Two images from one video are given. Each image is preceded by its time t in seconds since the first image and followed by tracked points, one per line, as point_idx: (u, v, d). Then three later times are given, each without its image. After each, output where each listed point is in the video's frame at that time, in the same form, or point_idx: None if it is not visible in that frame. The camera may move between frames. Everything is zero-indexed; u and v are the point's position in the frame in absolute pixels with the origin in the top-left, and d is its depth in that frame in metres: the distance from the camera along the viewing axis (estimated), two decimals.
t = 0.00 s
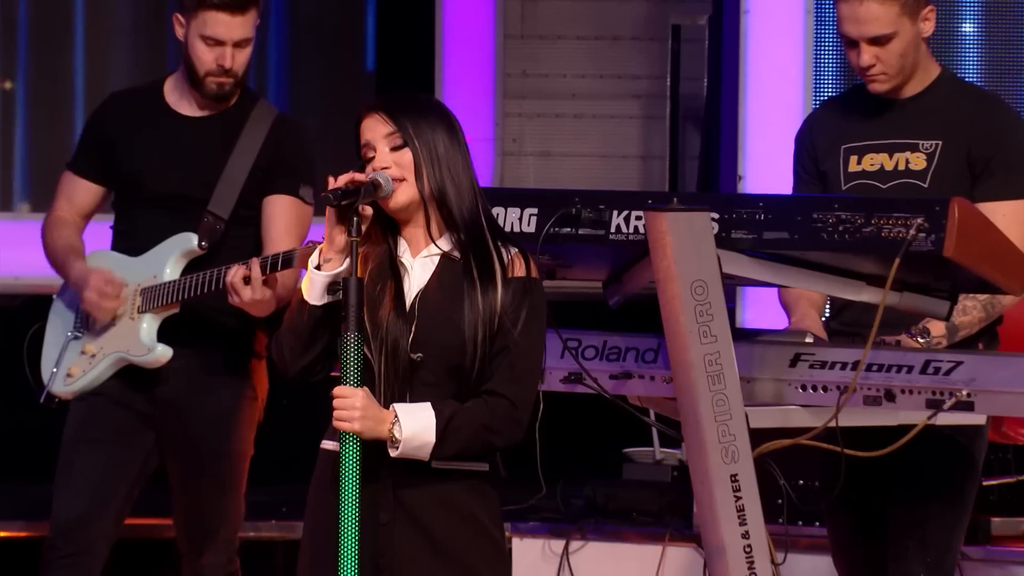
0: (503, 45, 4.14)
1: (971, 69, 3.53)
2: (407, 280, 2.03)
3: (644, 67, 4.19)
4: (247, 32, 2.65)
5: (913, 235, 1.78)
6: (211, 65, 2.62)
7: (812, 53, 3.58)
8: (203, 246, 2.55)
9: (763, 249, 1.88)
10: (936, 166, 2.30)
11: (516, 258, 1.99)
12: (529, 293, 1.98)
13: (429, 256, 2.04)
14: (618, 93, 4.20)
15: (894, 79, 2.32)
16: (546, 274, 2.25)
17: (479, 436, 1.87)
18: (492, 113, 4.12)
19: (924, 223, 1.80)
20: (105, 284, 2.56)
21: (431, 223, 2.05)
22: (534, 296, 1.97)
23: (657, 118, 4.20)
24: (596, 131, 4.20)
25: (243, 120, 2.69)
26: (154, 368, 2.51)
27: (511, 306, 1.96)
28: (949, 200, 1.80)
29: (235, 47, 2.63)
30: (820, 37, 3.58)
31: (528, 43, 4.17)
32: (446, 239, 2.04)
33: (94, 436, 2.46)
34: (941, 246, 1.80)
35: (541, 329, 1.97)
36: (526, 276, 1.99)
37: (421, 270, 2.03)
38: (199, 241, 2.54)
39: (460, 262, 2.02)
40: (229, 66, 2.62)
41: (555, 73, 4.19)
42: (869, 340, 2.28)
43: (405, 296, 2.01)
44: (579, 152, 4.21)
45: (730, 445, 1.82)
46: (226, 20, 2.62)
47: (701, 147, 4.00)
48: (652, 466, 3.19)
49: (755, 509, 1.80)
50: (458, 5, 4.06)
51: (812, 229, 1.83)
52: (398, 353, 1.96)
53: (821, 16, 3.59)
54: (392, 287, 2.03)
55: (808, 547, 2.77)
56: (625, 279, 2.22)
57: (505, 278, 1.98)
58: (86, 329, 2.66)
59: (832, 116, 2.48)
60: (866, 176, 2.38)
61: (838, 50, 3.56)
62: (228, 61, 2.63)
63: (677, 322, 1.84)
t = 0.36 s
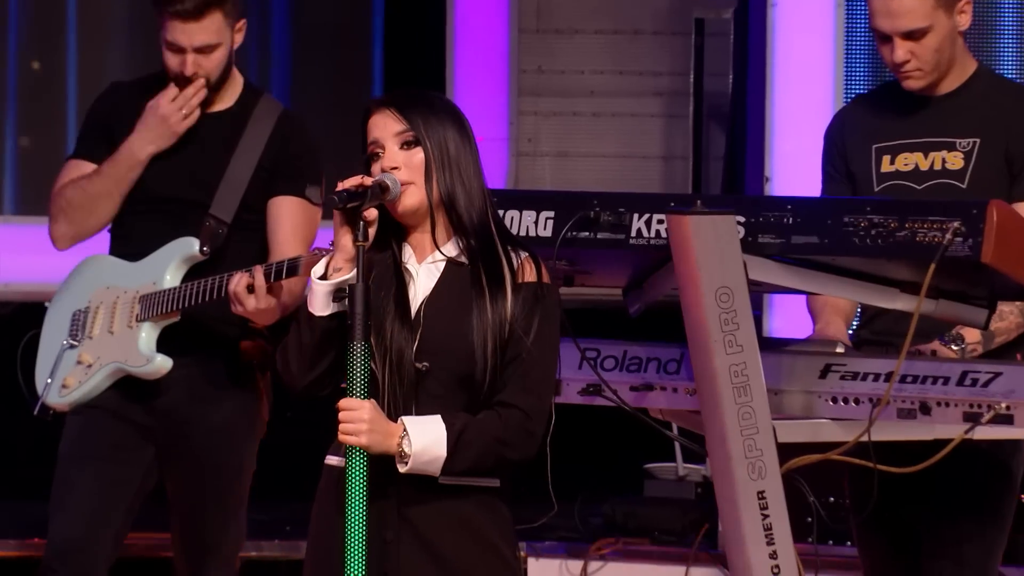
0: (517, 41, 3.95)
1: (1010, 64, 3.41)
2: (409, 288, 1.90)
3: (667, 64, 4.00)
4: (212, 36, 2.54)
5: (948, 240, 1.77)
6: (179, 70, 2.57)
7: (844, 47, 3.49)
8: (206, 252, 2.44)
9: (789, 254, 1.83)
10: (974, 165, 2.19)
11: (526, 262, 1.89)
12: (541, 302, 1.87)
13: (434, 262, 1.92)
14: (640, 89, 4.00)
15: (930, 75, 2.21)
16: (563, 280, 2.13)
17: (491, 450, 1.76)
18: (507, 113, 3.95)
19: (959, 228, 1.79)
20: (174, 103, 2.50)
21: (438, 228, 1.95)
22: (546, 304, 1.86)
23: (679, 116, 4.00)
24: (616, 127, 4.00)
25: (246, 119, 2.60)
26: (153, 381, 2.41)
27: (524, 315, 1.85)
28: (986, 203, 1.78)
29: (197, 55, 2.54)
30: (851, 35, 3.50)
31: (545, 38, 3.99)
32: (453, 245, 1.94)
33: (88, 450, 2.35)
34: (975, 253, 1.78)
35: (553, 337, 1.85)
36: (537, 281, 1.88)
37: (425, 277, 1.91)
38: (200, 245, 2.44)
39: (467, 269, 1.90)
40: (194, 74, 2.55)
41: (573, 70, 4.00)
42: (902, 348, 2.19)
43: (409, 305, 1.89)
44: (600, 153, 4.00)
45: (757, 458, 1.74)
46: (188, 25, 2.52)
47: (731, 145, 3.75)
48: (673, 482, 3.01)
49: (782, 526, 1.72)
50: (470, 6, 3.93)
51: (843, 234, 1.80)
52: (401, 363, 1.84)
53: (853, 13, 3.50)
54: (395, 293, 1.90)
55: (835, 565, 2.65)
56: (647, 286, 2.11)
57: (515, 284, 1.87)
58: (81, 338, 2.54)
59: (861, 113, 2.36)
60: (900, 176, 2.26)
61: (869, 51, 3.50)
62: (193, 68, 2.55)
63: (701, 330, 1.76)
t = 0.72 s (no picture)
0: (537, 32, 3.81)
1: None
2: (417, 293, 1.79)
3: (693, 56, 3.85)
4: (218, 25, 2.45)
5: (990, 242, 1.68)
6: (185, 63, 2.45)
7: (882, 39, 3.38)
8: (211, 256, 2.37)
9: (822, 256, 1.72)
10: (1018, 163, 2.10)
11: (539, 265, 1.79)
12: (555, 307, 1.77)
13: (443, 266, 1.81)
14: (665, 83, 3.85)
15: (973, 66, 2.13)
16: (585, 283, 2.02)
17: (505, 462, 1.66)
18: (525, 108, 3.80)
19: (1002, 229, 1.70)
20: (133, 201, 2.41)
21: (447, 230, 1.84)
22: (560, 309, 1.76)
23: (707, 110, 3.84)
24: (641, 122, 3.85)
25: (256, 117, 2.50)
26: (155, 390, 2.33)
27: (539, 321, 1.74)
28: None
29: (204, 44, 2.44)
30: (886, 26, 3.38)
31: (566, 30, 3.83)
32: (463, 247, 1.83)
33: (88, 461, 2.26)
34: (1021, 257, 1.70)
35: (569, 341, 1.76)
36: (551, 285, 1.78)
37: (433, 282, 1.80)
38: (206, 249, 2.37)
39: (479, 272, 1.79)
40: (200, 65, 2.43)
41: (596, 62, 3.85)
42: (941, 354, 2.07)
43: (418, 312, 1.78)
44: (620, 150, 3.85)
45: (788, 473, 1.63)
46: (192, 14, 2.43)
47: (758, 144, 3.63)
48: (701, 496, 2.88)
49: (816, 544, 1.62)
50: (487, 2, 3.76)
51: (879, 234, 1.70)
52: (410, 371, 1.74)
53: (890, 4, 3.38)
54: (402, 299, 1.80)
55: None
56: (672, 290, 2.01)
57: (529, 288, 1.77)
58: (81, 345, 2.48)
59: (900, 105, 2.25)
60: (940, 172, 2.15)
61: (906, 44, 3.38)
62: (200, 59, 2.44)
63: (730, 336, 1.65)
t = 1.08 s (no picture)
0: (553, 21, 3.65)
1: None
2: (420, 298, 1.70)
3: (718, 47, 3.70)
4: (234, 8, 2.38)
5: None
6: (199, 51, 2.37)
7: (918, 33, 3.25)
8: (215, 259, 2.30)
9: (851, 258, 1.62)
10: None
11: (548, 269, 1.69)
12: (564, 314, 1.67)
13: (448, 269, 1.72)
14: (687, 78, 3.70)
15: (1009, 59, 2.03)
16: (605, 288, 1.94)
17: (516, 476, 1.56)
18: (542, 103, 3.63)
19: None
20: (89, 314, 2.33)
21: (453, 230, 1.75)
22: (571, 316, 1.67)
23: (733, 106, 3.68)
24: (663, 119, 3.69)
25: (263, 113, 2.42)
26: (154, 398, 2.25)
27: (548, 328, 1.65)
28: None
29: (220, 27, 2.37)
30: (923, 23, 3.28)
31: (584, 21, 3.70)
32: (469, 249, 1.73)
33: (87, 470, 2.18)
34: None
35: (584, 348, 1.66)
36: (561, 289, 1.69)
37: (436, 287, 1.71)
38: (210, 251, 2.29)
39: (485, 275, 1.70)
40: (215, 50, 2.35)
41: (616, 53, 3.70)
42: (979, 362, 1.94)
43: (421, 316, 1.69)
44: (641, 148, 3.69)
45: (818, 488, 1.53)
46: None
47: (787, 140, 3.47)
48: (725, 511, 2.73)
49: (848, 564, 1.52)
50: None
51: (913, 235, 1.60)
52: (413, 381, 1.64)
53: None
54: (405, 305, 1.70)
55: None
56: (697, 294, 1.91)
57: (538, 293, 1.68)
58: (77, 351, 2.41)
59: (937, 99, 2.15)
60: (977, 171, 2.06)
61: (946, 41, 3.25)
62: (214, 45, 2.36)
63: (755, 343, 1.55)
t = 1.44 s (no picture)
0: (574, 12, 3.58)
1: None
2: (419, 301, 1.60)
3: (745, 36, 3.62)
4: None
5: None
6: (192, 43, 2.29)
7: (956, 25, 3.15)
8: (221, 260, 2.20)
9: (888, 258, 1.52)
10: None
11: (551, 262, 1.59)
12: (573, 314, 1.56)
13: (447, 269, 1.61)
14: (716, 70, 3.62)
15: None
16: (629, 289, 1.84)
17: (538, 479, 1.46)
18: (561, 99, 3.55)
19: None
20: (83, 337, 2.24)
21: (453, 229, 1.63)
22: (579, 314, 1.55)
23: (762, 98, 3.60)
24: (689, 111, 3.61)
25: (273, 106, 2.33)
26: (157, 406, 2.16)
27: (558, 331, 1.55)
28: None
29: (210, 18, 2.29)
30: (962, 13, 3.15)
31: (607, 10, 3.62)
32: (467, 247, 1.62)
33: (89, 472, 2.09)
34: None
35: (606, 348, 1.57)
36: (566, 284, 1.57)
37: (436, 290, 1.60)
38: (217, 252, 2.20)
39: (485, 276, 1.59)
40: (206, 41, 2.27)
41: (641, 44, 3.63)
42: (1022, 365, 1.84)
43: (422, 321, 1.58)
44: (666, 143, 3.61)
45: (853, 503, 1.43)
46: None
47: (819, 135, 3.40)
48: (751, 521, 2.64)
49: None
50: None
51: (952, 236, 1.49)
52: (417, 390, 1.54)
53: None
54: (406, 309, 1.59)
55: None
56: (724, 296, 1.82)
57: (542, 289, 1.57)
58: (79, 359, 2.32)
59: (974, 97, 2.08)
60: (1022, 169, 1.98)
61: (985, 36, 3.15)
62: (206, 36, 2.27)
63: (786, 349, 1.45)
